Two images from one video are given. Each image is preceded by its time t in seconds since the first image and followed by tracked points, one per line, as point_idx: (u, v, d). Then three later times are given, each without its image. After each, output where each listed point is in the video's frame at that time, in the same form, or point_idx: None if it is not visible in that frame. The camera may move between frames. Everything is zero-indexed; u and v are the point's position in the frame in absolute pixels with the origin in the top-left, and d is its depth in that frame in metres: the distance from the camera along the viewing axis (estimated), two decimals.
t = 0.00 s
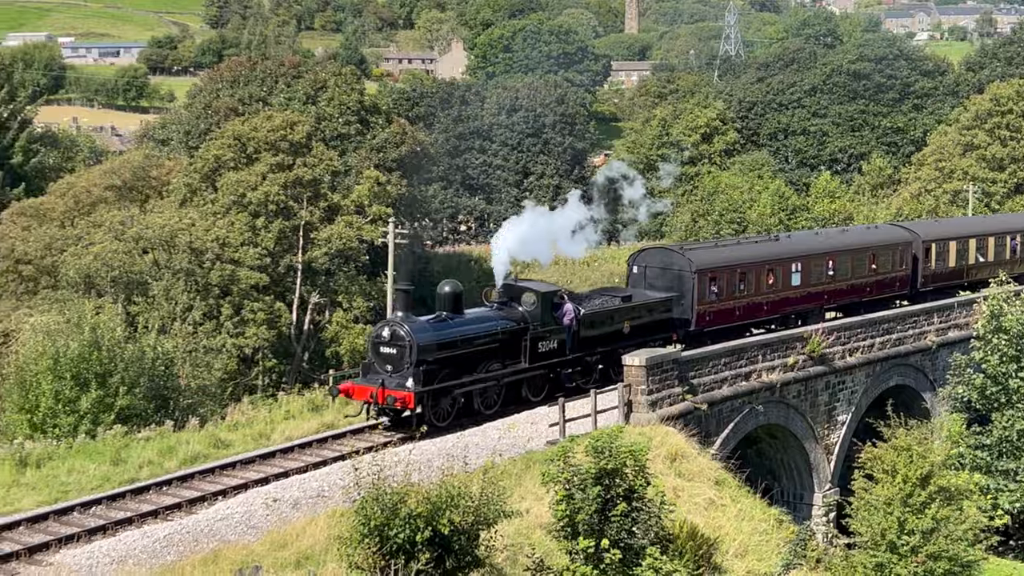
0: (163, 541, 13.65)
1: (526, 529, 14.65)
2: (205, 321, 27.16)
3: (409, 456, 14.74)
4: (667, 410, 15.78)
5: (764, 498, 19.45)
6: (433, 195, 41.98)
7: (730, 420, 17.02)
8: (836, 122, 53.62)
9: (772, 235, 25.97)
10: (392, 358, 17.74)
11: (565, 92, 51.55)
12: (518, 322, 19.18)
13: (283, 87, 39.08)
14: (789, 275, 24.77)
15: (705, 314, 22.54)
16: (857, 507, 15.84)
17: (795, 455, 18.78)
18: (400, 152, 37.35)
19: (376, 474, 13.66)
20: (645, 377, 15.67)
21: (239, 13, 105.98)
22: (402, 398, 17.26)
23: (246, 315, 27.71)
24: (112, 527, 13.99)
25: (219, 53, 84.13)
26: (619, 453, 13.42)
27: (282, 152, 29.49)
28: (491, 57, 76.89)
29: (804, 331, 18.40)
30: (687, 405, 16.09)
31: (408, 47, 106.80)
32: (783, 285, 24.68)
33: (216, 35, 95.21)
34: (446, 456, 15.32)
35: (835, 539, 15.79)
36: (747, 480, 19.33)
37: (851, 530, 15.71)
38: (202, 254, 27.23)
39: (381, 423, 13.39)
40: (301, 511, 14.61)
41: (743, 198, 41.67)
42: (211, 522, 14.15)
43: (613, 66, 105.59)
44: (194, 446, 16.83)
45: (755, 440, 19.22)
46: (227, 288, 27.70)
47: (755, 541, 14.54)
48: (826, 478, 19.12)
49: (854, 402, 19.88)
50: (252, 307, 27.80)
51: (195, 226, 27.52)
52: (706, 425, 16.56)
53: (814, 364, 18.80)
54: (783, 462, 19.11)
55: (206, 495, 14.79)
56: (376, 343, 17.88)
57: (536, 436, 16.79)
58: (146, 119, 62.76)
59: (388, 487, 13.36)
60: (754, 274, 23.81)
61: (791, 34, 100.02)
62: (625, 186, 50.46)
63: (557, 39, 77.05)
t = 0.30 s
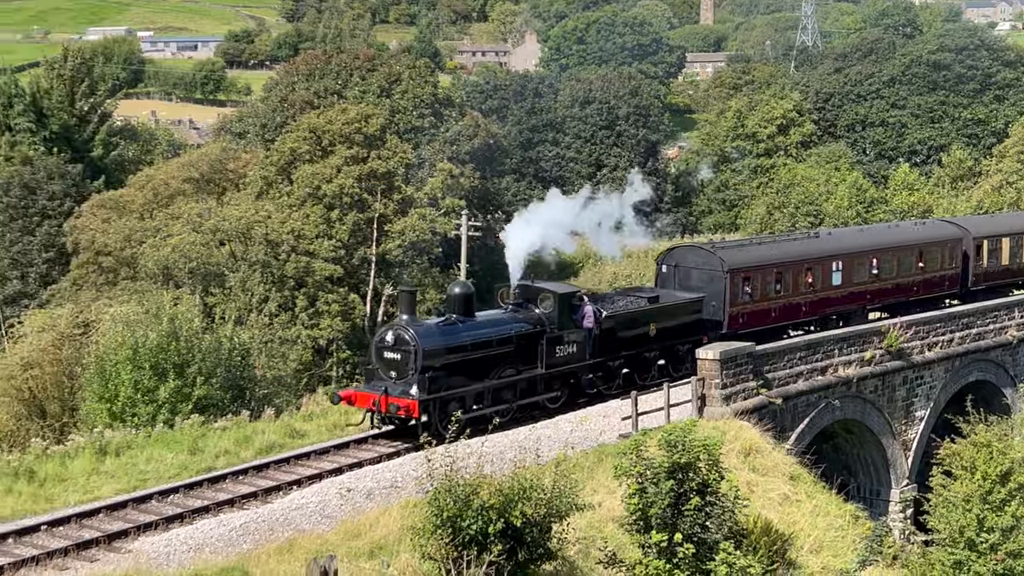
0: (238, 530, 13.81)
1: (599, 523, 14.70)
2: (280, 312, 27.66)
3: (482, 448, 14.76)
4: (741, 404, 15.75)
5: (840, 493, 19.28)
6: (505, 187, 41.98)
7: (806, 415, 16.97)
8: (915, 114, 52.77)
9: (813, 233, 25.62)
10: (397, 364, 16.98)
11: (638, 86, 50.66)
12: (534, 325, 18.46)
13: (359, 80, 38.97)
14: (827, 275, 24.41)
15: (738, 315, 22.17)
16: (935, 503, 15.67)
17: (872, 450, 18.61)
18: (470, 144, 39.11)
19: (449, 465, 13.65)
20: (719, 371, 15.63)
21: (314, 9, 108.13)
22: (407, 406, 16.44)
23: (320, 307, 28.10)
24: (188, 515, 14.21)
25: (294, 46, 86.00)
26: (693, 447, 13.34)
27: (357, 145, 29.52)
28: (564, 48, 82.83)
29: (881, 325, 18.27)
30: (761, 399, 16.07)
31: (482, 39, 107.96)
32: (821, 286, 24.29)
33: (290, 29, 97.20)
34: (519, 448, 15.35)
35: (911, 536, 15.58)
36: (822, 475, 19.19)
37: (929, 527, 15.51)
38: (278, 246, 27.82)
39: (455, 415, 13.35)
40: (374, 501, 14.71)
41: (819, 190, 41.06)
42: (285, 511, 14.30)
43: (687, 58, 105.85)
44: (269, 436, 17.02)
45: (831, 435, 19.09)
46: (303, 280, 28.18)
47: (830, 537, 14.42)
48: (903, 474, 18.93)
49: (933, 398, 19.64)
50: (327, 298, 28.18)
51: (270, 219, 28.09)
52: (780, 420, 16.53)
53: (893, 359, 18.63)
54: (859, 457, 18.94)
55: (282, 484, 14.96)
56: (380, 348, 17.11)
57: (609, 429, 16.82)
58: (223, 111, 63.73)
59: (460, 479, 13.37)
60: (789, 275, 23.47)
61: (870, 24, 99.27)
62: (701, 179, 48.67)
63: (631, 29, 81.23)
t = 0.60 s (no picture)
0: (317, 519, 13.96)
1: (676, 517, 14.68)
2: (360, 304, 27.86)
3: (558, 441, 14.75)
4: (819, 400, 15.71)
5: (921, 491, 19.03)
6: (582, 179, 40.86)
7: (887, 411, 16.83)
8: (1002, 105, 51.61)
9: (855, 231, 24.96)
10: (397, 372, 16.10)
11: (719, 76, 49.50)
12: (548, 330, 17.69)
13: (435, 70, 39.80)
14: (868, 276, 23.74)
15: (773, 319, 21.51)
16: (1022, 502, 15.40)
17: (955, 447, 18.41)
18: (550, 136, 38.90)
19: (525, 457, 13.66)
20: (798, 366, 15.62)
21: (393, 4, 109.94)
22: (407, 417, 15.61)
23: (398, 298, 28.16)
24: (268, 505, 14.41)
25: (373, 39, 87.54)
26: (771, 442, 13.21)
27: (435, 137, 30.83)
28: (644, 40, 88.58)
29: (966, 321, 18.21)
30: (841, 394, 16.01)
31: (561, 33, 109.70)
32: (862, 286, 23.63)
33: (369, 22, 98.84)
34: (595, 442, 15.34)
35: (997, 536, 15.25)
36: (903, 473, 18.96)
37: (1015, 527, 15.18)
38: (356, 238, 28.13)
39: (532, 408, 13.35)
40: (451, 492, 14.79)
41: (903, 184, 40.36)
42: (364, 502, 14.44)
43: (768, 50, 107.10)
44: (348, 427, 17.22)
45: (913, 431, 18.91)
46: (381, 272, 28.35)
47: (912, 534, 14.23)
48: (986, 471, 18.69)
49: (1018, 395, 19.42)
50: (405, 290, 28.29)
51: (349, 212, 28.36)
52: (861, 415, 16.39)
53: (977, 355, 18.51)
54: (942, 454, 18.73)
55: (360, 475, 15.14)
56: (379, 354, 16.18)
57: (687, 423, 16.78)
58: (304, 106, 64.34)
59: (536, 471, 13.35)
60: (828, 276, 22.82)
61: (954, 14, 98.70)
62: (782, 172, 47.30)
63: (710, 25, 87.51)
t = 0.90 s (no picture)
0: (397, 509, 14.08)
1: (757, 513, 14.60)
2: (440, 297, 28.20)
3: (638, 434, 14.74)
4: (905, 395, 15.60)
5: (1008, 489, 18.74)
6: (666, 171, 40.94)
7: (974, 408, 16.68)
8: None
9: (898, 230, 24.44)
10: (392, 380, 15.42)
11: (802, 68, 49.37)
12: (559, 335, 16.96)
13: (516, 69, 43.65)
14: (911, 276, 23.15)
15: (806, 322, 21.00)
16: None
17: None
18: (629, 128, 38.89)
19: (604, 451, 13.62)
20: (883, 361, 15.51)
21: None
22: (400, 428, 14.96)
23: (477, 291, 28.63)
24: (348, 494, 14.56)
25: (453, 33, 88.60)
26: (855, 438, 13.01)
27: (515, 130, 31.30)
28: (726, 32, 88.33)
29: None
30: (928, 390, 15.90)
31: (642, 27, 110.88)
32: (904, 288, 23.06)
33: (449, 16, 100.03)
34: (676, 435, 15.26)
35: None
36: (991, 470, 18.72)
37: None
38: (437, 231, 28.98)
39: (613, 400, 13.29)
40: (530, 484, 14.85)
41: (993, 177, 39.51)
42: (443, 492, 14.56)
43: (853, 42, 109.99)
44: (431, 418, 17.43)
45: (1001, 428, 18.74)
46: (460, 265, 28.83)
47: (999, 533, 14.00)
48: None
49: None
50: (483, 283, 28.53)
51: (429, 203, 29.41)
52: (948, 412, 16.24)
53: None
54: None
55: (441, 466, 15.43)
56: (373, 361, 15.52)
57: (768, 419, 16.74)
58: (385, 100, 65.00)
59: (616, 464, 13.31)
60: (868, 277, 22.29)
61: None
62: (869, 164, 46.17)
63: (793, 11, 87.50)
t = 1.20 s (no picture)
0: (478, 500, 14.22)
1: (840, 509, 14.60)
2: (522, 287, 28.32)
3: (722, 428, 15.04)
4: (993, 391, 16.08)
5: None
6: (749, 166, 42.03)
7: None
8: None
9: (938, 229, 23.92)
10: (377, 389, 14.76)
11: (891, 58, 48.61)
12: (562, 341, 16.24)
13: (597, 63, 45.96)
14: (949, 278, 22.60)
15: (836, 325, 20.46)
16: None
17: None
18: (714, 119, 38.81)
19: (684, 444, 13.50)
20: (972, 357, 16.10)
21: None
22: (384, 441, 14.29)
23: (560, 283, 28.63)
24: (432, 485, 14.82)
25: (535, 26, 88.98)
26: (942, 434, 12.71)
27: (598, 122, 32.48)
28: (813, 22, 87.73)
29: None
30: (1014, 386, 16.43)
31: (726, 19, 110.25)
32: (944, 290, 22.51)
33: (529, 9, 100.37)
34: (758, 430, 15.61)
35: None
36: None
37: None
38: (519, 223, 29.57)
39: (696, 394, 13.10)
40: (610, 477, 15.03)
41: None
42: (523, 484, 14.71)
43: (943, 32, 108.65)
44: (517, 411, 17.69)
45: None
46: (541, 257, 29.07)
47: None
48: None
49: None
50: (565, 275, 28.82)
51: (512, 196, 30.06)
52: None
53: None
54: None
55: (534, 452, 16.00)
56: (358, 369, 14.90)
57: (852, 415, 17.08)
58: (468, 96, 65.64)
59: (698, 459, 13.17)
60: (905, 278, 21.77)
61: None
62: (958, 156, 45.99)
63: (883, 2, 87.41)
